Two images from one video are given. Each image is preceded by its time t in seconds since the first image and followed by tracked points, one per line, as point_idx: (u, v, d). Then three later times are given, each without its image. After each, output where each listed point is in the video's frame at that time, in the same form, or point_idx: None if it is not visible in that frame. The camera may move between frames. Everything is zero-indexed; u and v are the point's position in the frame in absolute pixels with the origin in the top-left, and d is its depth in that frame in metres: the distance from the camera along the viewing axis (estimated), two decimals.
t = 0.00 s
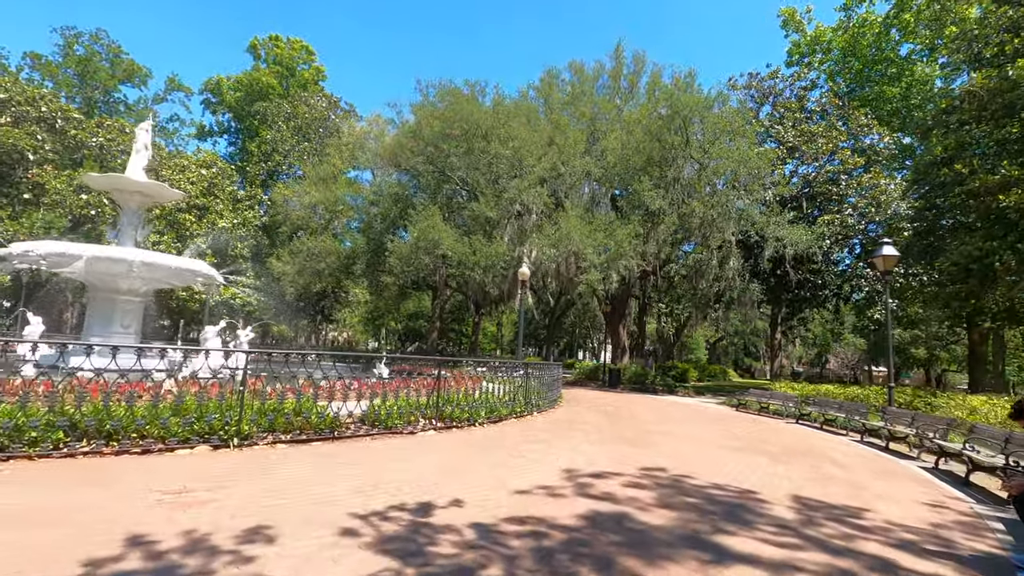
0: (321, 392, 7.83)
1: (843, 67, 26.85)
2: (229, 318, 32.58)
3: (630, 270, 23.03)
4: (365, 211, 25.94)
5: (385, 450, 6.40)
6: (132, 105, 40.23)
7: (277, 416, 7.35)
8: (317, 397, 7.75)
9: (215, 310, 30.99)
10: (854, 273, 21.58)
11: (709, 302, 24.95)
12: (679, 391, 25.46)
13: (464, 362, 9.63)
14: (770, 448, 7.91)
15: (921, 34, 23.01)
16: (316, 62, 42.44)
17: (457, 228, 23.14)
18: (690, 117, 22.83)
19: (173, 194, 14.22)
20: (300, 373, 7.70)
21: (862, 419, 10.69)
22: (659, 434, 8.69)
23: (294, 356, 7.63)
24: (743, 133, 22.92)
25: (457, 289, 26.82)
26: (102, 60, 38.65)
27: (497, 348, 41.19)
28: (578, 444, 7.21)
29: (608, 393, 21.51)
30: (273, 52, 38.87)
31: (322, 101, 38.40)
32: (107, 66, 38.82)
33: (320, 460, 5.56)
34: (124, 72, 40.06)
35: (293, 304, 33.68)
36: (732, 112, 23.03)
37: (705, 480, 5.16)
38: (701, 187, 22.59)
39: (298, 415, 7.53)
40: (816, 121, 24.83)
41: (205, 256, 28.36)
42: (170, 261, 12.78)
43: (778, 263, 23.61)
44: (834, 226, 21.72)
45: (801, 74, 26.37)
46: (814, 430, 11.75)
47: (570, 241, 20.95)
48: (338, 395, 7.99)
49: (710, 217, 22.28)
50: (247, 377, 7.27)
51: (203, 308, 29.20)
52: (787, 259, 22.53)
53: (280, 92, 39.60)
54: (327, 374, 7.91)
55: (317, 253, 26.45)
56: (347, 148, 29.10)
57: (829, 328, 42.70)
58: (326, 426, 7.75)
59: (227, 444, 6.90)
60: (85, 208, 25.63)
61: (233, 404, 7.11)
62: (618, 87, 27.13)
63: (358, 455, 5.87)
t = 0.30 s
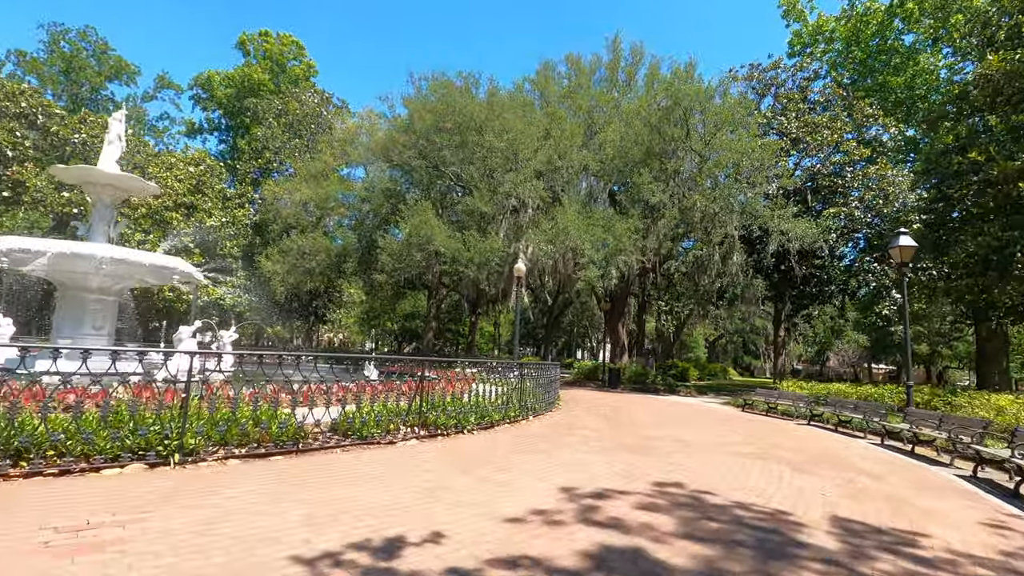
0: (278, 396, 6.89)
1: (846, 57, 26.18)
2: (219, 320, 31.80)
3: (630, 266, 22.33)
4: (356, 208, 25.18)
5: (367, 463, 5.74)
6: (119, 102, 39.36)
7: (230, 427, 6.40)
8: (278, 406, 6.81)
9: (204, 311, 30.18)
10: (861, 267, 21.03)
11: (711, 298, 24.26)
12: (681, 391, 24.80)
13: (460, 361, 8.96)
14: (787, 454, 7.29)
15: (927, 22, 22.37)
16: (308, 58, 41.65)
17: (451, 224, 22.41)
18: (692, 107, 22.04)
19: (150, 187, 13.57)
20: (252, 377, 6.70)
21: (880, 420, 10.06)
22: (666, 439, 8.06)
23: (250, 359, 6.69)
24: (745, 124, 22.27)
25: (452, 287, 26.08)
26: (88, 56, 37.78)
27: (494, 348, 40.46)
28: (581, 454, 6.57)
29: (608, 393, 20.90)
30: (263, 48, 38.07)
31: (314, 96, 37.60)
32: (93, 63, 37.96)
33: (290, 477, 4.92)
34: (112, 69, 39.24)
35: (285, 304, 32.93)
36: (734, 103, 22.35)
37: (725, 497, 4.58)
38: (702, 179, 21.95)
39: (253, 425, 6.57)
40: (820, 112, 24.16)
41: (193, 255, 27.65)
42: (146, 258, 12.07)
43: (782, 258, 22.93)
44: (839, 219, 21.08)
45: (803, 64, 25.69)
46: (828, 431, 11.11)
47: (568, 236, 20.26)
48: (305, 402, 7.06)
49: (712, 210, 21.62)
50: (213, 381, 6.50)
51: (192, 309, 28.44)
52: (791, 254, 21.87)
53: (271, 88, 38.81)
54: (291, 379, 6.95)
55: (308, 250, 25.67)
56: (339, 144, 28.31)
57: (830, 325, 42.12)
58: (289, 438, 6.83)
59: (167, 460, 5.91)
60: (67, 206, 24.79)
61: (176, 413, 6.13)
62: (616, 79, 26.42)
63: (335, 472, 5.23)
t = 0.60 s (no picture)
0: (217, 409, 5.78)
1: (840, 45, 25.65)
2: (203, 324, 30.86)
3: (624, 261, 21.65)
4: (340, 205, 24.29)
5: (343, 487, 5.09)
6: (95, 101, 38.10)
7: (157, 448, 5.26)
8: (214, 423, 5.64)
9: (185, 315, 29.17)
10: (861, 257, 20.53)
11: (708, 293, 23.63)
12: (677, 389, 24.20)
13: (444, 363, 8.11)
14: (808, 460, 6.74)
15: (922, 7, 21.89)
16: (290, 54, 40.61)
17: (437, 220, 21.59)
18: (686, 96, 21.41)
19: (113, 183, 12.70)
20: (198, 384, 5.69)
21: (895, 418, 9.49)
22: (674, 446, 7.48)
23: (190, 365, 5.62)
24: (739, 113, 21.66)
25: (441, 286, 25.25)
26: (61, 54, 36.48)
27: (487, 348, 39.74)
28: (585, 466, 5.98)
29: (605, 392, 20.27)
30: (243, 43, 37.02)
31: (296, 92, 36.59)
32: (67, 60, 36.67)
33: (250, 512, 4.27)
34: (86, 67, 37.96)
35: (270, 307, 32.00)
36: (727, 91, 21.73)
37: (753, 527, 4.00)
38: (696, 170, 21.35)
39: (186, 445, 5.43)
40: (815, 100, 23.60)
41: (172, 258, 26.70)
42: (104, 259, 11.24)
43: (781, 250, 22.33)
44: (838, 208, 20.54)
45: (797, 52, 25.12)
46: (839, 430, 10.53)
47: (560, 230, 19.57)
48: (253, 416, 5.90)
49: (708, 202, 20.99)
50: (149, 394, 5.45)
51: (173, 313, 27.51)
52: (790, 246, 21.28)
53: (253, 86, 37.76)
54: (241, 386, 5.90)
55: (291, 250, 24.79)
56: (322, 140, 27.38)
57: (825, 319, 41.73)
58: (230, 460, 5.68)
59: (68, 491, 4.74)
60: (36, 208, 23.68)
61: (84, 435, 5.00)
62: (606, 69, 25.68)
63: (307, 502, 4.58)
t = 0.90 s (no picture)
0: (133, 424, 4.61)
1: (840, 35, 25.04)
2: (186, 324, 29.84)
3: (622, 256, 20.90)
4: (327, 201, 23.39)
5: (321, 521, 4.37)
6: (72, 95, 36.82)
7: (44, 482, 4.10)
8: (123, 443, 4.43)
9: (167, 316, 28.09)
10: (865, 251, 19.83)
11: (708, 289, 22.93)
12: (676, 389, 23.52)
13: (427, 366, 7.16)
14: (840, 472, 6.14)
15: None
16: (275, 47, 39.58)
17: (427, 214, 20.74)
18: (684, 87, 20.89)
19: (73, 174, 11.72)
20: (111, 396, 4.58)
21: (921, 420, 8.86)
22: (692, 457, 6.86)
23: (94, 373, 4.49)
24: (738, 103, 20.98)
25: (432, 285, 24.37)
26: (36, 45, 35.16)
27: (480, 348, 38.91)
28: (599, 487, 5.33)
29: (604, 393, 19.56)
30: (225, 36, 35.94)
31: (281, 86, 35.53)
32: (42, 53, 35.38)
33: (209, 562, 3.56)
34: (62, 60, 36.66)
35: (256, 306, 31.03)
36: (726, 81, 21.05)
37: None
38: (695, 161, 20.65)
39: (85, 477, 4.24)
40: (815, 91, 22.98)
41: (152, 256, 25.65)
42: (60, 254, 10.29)
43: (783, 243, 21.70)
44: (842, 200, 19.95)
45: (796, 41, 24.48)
46: (857, 433, 9.89)
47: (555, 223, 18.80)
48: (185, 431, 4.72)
49: (707, 195, 20.31)
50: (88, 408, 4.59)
51: (154, 313, 26.51)
52: (792, 239, 20.65)
53: (237, 80, 36.68)
54: (173, 399, 4.76)
55: (275, 247, 23.82)
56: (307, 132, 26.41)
57: (822, 316, 41.23)
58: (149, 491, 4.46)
59: None
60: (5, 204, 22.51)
61: None
62: (600, 59, 24.92)
63: (277, 545, 3.87)
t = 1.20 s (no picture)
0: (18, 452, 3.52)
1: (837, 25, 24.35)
2: (162, 326, 28.55)
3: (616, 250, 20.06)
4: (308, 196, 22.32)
5: None
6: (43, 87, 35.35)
7: None
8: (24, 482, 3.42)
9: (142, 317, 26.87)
10: (868, 244, 19.26)
11: (705, 284, 22.19)
12: (672, 389, 22.73)
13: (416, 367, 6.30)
14: (880, 497, 5.51)
15: None
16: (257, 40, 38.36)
17: (411, 207, 19.75)
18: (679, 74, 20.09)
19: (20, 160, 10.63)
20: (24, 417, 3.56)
21: (949, 425, 8.12)
22: (710, 478, 6.14)
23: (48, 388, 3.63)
24: (736, 92, 20.19)
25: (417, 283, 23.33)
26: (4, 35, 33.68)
27: (469, 348, 37.90)
28: (612, 522, 4.59)
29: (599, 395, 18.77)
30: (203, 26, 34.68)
31: (262, 78, 34.32)
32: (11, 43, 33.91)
33: None
34: (33, 51, 35.20)
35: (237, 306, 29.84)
36: (722, 69, 20.26)
37: None
38: (691, 152, 19.80)
39: None
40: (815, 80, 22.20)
41: (124, 254, 24.44)
42: None
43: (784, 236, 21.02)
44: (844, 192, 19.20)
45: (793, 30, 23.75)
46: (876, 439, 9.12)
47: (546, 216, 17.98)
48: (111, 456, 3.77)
49: (704, 187, 19.59)
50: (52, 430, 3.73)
51: (127, 314, 25.25)
52: (793, 233, 19.97)
53: (216, 72, 35.40)
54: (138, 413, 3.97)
55: (253, 244, 22.71)
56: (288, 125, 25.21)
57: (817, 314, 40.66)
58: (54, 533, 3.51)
59: None
60: None
61: None
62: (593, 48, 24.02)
63: None
